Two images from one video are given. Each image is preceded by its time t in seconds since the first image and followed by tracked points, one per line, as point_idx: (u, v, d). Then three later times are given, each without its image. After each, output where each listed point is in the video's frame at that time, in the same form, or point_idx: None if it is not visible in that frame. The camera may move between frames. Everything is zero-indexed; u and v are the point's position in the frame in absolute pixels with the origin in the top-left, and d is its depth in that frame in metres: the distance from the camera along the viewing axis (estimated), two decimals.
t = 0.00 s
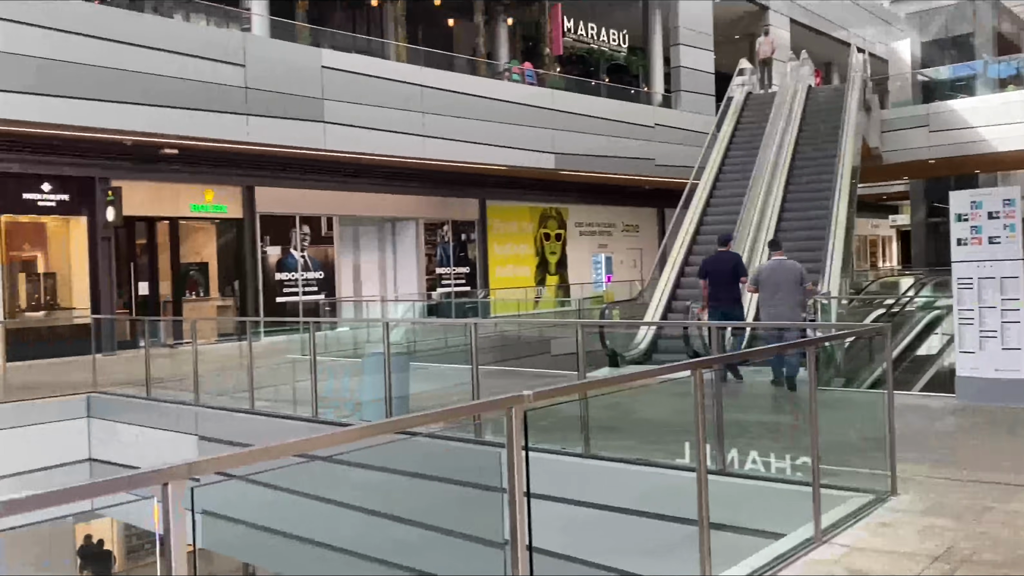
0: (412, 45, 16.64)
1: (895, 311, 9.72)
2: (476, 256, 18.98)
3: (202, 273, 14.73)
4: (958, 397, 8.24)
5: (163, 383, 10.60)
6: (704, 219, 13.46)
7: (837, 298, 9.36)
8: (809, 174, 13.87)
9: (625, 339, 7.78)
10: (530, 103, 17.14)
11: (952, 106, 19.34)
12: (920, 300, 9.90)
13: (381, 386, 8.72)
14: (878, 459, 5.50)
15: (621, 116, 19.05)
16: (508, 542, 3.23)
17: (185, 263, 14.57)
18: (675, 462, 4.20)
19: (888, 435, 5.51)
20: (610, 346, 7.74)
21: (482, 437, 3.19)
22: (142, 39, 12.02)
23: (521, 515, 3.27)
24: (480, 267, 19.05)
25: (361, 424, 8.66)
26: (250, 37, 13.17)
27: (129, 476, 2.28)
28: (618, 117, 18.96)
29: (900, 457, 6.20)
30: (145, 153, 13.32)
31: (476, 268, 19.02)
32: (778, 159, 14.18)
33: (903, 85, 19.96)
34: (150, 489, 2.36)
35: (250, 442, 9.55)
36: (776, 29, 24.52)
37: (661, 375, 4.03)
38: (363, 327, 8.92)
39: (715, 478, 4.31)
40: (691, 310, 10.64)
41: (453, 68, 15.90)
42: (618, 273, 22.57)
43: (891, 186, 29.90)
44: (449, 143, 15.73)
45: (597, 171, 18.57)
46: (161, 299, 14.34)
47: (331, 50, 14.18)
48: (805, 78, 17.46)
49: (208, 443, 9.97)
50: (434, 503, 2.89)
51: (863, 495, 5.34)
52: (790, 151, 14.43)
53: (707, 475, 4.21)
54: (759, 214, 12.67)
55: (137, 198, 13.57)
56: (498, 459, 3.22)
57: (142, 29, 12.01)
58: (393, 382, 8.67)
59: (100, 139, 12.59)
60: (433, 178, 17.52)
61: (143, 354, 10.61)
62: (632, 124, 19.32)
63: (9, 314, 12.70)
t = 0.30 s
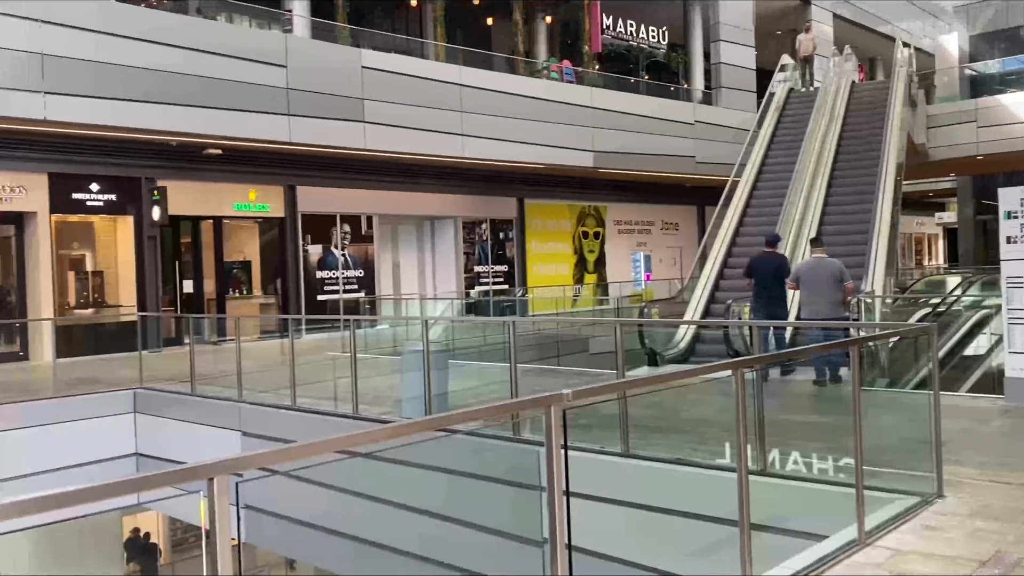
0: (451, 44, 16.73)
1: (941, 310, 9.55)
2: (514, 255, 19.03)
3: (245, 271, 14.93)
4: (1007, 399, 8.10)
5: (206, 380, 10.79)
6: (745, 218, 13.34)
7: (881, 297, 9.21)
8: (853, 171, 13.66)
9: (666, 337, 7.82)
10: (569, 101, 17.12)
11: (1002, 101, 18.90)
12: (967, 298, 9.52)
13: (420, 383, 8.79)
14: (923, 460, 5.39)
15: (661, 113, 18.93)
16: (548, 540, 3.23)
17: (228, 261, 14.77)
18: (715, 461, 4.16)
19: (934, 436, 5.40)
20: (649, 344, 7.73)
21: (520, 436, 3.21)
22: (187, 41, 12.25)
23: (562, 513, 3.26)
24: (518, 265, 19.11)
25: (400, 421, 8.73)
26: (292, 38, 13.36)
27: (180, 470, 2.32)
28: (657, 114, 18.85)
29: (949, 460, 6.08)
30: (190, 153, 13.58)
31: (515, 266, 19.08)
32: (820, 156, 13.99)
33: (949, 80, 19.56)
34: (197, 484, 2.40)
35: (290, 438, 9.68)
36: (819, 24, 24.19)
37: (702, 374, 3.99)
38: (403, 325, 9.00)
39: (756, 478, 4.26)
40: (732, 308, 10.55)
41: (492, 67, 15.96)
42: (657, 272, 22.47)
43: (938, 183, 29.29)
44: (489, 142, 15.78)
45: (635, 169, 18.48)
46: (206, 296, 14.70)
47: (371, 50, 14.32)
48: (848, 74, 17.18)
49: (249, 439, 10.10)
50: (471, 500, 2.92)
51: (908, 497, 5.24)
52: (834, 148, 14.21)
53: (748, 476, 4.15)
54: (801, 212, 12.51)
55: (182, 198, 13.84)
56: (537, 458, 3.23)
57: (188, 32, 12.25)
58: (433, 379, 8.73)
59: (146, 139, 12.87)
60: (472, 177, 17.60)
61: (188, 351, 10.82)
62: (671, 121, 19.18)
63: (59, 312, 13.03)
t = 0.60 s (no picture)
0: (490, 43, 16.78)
1: (989, 310, 9.23)
2: (553, 253, 19.03)
3: (287, 269, 15.14)
4: None
5: (249, 376, 10.94)
6: (787, 215, 13.17)
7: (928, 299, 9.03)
8: (899, 168, 13.41)
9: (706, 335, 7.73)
10: (608, 98, 17.06)
11: None
12: (1018, 298, 9.31)
13: (460, 381, 8.84)
14: (972, 462, 5.28)
15: (701, 110, 18.78)
16: (587, 539, 3.21)
17: (271, 259, 14.99)
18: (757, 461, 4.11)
19: (982, 438, 5.29)
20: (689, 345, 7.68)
21: (559, 434, 3.21)
22: (230, 42, 12.44)
23: (602, 513, 3.24)
24: (556, 263, 19.11)
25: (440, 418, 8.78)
26: (333, 38, 13.51)
27: (221, 464, 2.33)
28: (697, 111, 18.69)
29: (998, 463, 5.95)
30: (233, 153, 13.81)
31: (553, 264, 19.08)
32: (864, 152, 13.76)
33: (1000, 74, 19.11)
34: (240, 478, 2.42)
35: (330, 434, 9.78)
36: (863, 18, 23.81)
37: (746, 373, 3.94)
38: (443, 323, 9.07)
39: (798, 478, 4.21)
40: (774, 307, 10.43)
41: (530, 65, 15.97)
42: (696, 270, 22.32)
43: (987, 180, 28.64)
44: (527, 140, 15.79)
45: (675, 167, 18.35)
46: (249, 294, 14.97)
47: (411, 50, 14.42)
48: (894, 68, 16.88)
49: (291, 434, 10.23)
50: (508, 498, 2.94)
51: (954, 500, 5.14)
52: (878, 145, 13.97)
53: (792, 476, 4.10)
54: (845, 210, 12.32)
55: (225, 197, 14.08)
56: (575, 456, 3.23)
57: (231, 33, 12.45)
58: (471, 376, 8.78)
59: (189, 139, 13.09)
60: (510, 176, 17.65)
61: (232, 348, 11.01)
62: (711, 118, 19.02)
63: (105, 309, 13.27)
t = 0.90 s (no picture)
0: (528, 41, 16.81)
1: None
2: (590, 251, 18.98)
3: (326, 267, 15.30)
4: None
5: (290, 372, 11.09)
6: (828, 212, 12.99)
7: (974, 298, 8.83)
8: (945, 164, 13.13)
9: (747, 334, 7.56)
10: (646, 95, 16.95)
11: None
12: None
13: (496, 379, 8.86)
14: (1019, 465, 5.16)
15: (740, 106, 18.58)
16: (625, 538, 3.20)
17: (311, 257, 15.16)
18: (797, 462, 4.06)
19: None
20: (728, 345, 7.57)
21: (596, 432, 3.19)
22: (271, 42, 12.60)
23: (640, 512, 3.23)
24: (593, 261, 19.07)
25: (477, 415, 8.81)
26: (371, 38, 13.61)
27: (263, 460, 2.33)
28: (736, 107, 18.50)
29: None
30: (274, 153, 14.00)
31: (590, 262, 19.04)
32: (908, 148, 13.51)
33: None
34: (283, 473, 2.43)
35: (369, 430, 9.87)
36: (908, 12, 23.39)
37: (787, 373, 3.89)
38: (478, 321, 9.10)
39: (840, 479, 4.16)
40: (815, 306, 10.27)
41: (567, 62, 15.94)
42: (736, 268, 22.10)
43: None
44: (564, 137, 15.75)
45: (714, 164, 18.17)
46: (289, 291, 15.06)
47: (449, 48, 14.49)
48: (940, 62, 16.52)
49: (332, 430, 10.34)
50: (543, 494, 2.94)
51: (1001, 503, 5.03)
52: (923, 141, 13.70)
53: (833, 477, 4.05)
54: (888, 207, 12.11)
55: (266, 196, 14.28)
56: (613, 454, 3.22)
57: (271, 33, 12.60)
58: (508, 374, 8.79)
59: (231, 139, 13.29)
60: (546, 173, 17.65)
61: (272, 345, 11.17)
62: (751, 114, 18.80)
63: (150, 305, 13.55)
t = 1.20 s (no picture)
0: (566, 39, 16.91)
1: None
2: (626, 249, 18.89)
3: (364, 265, 15.41)
4: None
5: (328, 368, 11.19)
6: (870, 209, 12.78)
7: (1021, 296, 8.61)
8: (991, 160, 12.85)
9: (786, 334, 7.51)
10: (683, 92, 16.82)
11: None
12: None
13: (531, 376, 8.85)
14: None
15: (779, 102, 18.36)
16: (662, 538, 3.21)
17: (348, 255, 15.27)
18: (839, 463, 4.02)
19: None
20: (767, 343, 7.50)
21: (633, 432, 3.17)
22: (309, 42, 12.72)
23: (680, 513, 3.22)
24: (630, 259, 18.98)
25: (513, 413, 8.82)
26: (408, 37, 13.69)
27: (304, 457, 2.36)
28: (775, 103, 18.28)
29: None
30: (312, 152, 14.16)
31: (626, 260, 18.96)
32: (953, 144, 13.23)
33: None
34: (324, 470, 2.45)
35: (407, 427, 9.95)
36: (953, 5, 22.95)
37: (828, 372, 3.84)
38: (515, 319, 9.12)
39: (883, 480, 4.10)
40: (856, 305, 10.10)
41: (604, 59, 15.88)
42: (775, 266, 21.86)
43: None
44: (600, 135, 15.70)
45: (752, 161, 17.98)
46: (328, 289, 15.24)
47: (485, 46, 14.51)
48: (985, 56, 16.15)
49: (369, 426, 10.42)
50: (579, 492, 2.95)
51: None
52: (968, 137, 13.41)
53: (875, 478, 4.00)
54: (932, 204, 11.88)
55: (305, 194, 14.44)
56: (651, 453, 3.21)
57: (309, 33, 12.73)
58: (543, 372, 8.79)
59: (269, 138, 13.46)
60: (582, 172, 17.64)
61: (311, 341, 11.29)
62: (790, 110, 18.56)
63: (192, 303, 13.74)
